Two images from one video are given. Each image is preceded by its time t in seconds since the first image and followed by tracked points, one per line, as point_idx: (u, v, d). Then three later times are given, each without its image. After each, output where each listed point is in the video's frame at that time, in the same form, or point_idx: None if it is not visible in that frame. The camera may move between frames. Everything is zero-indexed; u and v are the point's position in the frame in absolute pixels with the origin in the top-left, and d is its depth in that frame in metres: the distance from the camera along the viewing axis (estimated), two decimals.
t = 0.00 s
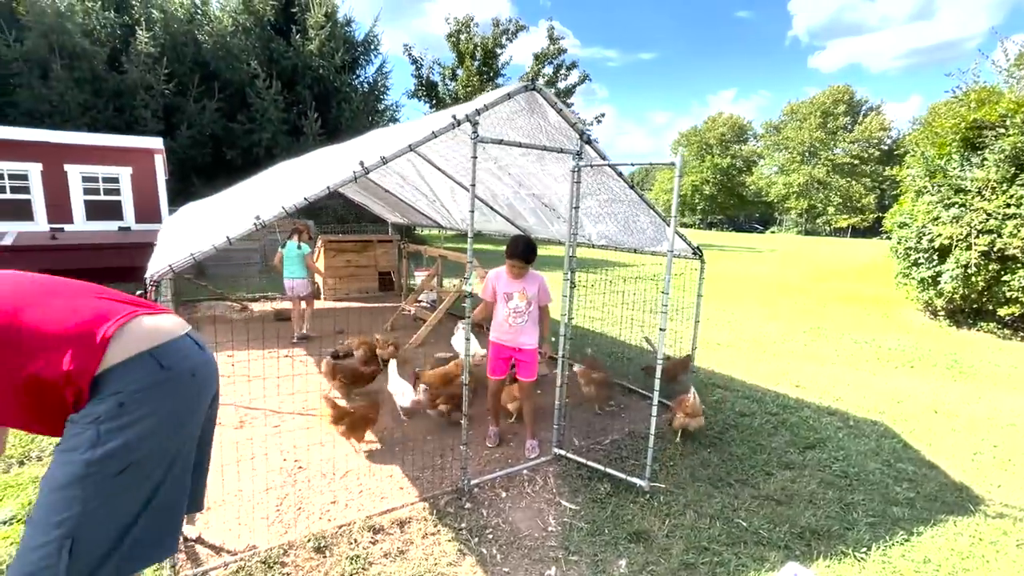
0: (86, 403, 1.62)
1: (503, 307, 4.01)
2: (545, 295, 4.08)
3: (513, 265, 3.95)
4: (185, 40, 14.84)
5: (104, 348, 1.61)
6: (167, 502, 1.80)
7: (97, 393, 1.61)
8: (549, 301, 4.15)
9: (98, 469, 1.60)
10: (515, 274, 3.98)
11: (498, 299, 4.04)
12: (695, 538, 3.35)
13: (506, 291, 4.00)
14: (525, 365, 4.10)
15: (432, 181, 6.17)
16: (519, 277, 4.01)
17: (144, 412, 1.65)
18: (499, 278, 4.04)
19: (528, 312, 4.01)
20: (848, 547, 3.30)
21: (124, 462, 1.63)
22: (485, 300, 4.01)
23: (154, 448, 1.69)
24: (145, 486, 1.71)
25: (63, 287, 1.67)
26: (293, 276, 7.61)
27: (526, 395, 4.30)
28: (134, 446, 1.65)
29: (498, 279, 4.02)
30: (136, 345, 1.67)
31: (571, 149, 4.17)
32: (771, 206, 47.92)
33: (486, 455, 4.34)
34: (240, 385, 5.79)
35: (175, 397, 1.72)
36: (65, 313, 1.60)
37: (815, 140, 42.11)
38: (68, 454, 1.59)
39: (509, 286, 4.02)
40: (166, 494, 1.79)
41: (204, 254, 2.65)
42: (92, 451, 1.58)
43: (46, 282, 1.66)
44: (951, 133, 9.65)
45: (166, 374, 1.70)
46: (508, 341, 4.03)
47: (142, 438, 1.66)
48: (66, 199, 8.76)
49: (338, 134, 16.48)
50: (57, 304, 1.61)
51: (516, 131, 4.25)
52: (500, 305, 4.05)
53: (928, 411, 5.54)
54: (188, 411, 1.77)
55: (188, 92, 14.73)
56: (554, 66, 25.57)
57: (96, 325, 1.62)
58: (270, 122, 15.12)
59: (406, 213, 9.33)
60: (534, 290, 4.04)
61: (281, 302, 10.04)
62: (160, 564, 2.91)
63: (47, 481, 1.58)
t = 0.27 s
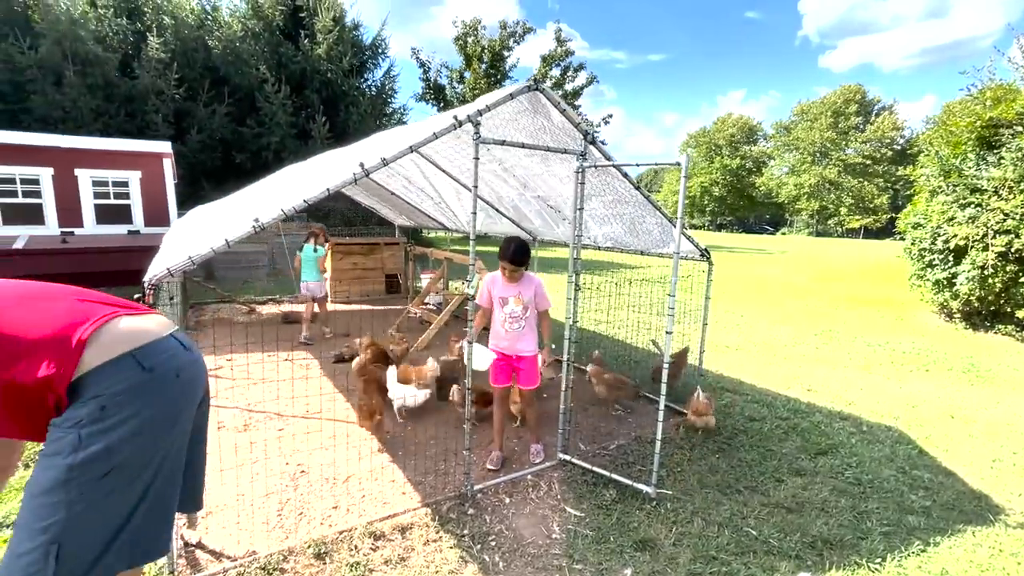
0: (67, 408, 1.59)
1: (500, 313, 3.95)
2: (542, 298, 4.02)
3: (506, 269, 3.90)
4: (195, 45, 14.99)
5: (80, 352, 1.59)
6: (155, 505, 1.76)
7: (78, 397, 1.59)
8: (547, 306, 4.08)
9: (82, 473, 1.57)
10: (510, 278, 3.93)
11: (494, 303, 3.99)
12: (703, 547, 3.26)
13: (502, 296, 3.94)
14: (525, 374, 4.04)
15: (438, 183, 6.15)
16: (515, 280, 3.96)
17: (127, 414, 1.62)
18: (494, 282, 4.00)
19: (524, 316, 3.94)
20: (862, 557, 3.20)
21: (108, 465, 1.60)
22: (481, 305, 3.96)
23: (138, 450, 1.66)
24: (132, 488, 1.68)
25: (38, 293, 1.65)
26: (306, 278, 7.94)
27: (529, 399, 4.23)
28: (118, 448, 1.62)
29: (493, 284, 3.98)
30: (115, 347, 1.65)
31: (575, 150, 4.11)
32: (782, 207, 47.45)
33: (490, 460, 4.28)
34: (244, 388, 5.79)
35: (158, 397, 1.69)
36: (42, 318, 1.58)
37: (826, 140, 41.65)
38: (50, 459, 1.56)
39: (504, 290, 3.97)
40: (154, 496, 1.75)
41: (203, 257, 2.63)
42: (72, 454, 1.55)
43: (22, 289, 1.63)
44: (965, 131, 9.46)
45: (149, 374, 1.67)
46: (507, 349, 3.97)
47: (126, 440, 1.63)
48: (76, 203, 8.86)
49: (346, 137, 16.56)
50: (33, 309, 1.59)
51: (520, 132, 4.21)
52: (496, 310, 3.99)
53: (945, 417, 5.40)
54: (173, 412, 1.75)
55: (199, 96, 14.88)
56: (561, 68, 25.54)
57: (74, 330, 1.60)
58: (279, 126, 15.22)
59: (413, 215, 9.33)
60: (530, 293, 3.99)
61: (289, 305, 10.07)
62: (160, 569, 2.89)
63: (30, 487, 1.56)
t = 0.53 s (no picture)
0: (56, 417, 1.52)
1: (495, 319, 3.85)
2: (535, 301, 3.90)
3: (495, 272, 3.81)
4: (205, 50, 15.11)
5: (68, 360, 1.51)
6: (146, 518, 1.68)
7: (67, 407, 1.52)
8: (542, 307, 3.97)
9: (67, 485, 1.50)
10: (500, 281, 3.83)
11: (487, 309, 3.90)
12: (714, 560, 3.14)
13: (495, 301, 3.85)
14: (528, 378, 3.93)
15: (443, 185, 6.09)
16: (506, 283, 3.85)
17: (116, 424, 1.55)
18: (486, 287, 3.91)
19: (518, 320, 3.84)
20: (881, 572, 3.06)
21: (95, 477, 1.53)
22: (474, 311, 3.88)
23: (127, 461, 1.58)
24: (122, 501, 1.60)
25: (28, 299, 1.58)
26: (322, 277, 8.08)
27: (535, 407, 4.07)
28: (107, 458, 1.54)
29: (485, 289, 3.89)
30: (104, 354, 1.56)
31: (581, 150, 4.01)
32: (794, 208, 46.89)
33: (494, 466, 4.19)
34: (249, 391, 5.76)
35: (150, 405, 1.61)
36: (30, 324, 1.51)
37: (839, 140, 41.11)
38: (37, 470, 1.50)
39: (495, 294, 3.87)
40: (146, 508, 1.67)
41: (198, 260, 2.58)
42: (58, 465, 1.49)
43: (13, 293, 1.57)
44: (984, 129, 9.21)
45: (140, 383, 1.59)
46: (505, 356, 3.86)
47: (115, 451, 1.55)
48: (85, 207, 8.93)
49: (354, 140, 16.60)
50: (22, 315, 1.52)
51: (524, 132, 4.12)
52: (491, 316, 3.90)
53: (966, 423, 5.21)
54: (166, 421, 1.67)
55: (208, 101, 15.00)
56: (569, 70, 25.43)
57: (63, 336, 1.52)
58: (287, 130, 15.29)
59: (419, 217, 9.28)
60: (523, 295, 3.87)
61: (296, 307, 10.08)
62: None
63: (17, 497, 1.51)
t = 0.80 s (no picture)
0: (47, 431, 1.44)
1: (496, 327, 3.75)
2: (541, 307, 3.77)
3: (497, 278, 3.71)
4: (214, 54, 15.21)
5: (67, 370, 1.43)
6: (137, 532, 1.61)
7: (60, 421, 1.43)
8: (549, 313, 3.82)
9: (56, 502, 1.42)
10: (503, 287, 3.72)
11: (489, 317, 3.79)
12: None
13: (497, 308, 3.74)
14: (531, 388, 3.75)
15: (447, 188, 6.01)
16: (510, 288, 3.74)
17: (110, 439, 1.47)
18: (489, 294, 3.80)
19: (520, 328, 3.71)
20: None
21: (85, 492, 1.45)
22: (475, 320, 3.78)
23: (120, 476, 1.51)
24: (113, 515, 1.53)
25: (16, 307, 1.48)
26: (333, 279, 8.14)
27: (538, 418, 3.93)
28: (99, 473, 1.46)
29: (488, 296, 3.79)
30: (103, 365, 1.48)
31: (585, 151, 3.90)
32: (805, 208, 46.31)
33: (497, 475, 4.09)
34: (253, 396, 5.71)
35: (145, 418, 1.53)
36: (20, 334, 1.42)
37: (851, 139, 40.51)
38: (23, 484, 1.42)
39: (498, 301, 3.76)
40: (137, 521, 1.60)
41: (189, 266, 2.52)
42: (47, 481, 1.41)
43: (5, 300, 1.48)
44: (1003, 126, 8.95)
45: (136, 397, 1.51)
46: (506, 365, 3.75)
47: (108, 466, 1.47)
48: (92, 211, 8.99)
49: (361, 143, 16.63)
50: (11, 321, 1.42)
51: (527, 132, 4.03)
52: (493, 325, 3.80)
53: (988, 431, 5.02)
54: (160, 434, 1.59)
55: (217, 105, 15.09)
56: (577, 71, 25.31)
57: (59, 345, 1.44)
58: (295, 133, 15.33)
59: (425, 220, 9.22)
60: (528, 301, 3.75)
61: (302, 310, 10.07)
62: None
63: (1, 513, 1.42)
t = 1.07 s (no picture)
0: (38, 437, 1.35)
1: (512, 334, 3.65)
2: (559, 315, 3.45)
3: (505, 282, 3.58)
4: (229, 57, 15.36)
5: (79, 370, 1.38)
6: (126, 543, 1.54)
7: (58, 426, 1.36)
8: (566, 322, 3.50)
9: (48, 512, 1.34)
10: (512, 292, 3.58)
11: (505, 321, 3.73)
12: None
13: (508, 312, 3.64)
14: (541, 409, 3.55)
15: (454, 188, 5.94)
16: (522, 293, 3.56)
17: (107, 445, 1.40)
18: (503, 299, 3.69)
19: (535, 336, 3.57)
20: None
21: (79, 500, 1.38)
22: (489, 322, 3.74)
23: (115, 484, 1.44)
24: (106, 525, 1.46)
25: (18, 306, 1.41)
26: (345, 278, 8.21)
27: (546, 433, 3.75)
28: (94, 480, 1.39)
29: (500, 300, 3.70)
30: (111, 368, 1.44)
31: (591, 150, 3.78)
32: (823, 208, 45.47)
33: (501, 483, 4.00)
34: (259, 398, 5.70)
35: (141, 425, 1.47)
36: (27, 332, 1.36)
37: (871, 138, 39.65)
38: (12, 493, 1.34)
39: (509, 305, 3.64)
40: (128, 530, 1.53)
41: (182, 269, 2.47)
42: (40, 490, 1.33)
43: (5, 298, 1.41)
44: None
45: (134, 403, 1.45)
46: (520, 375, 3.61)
47: (104, 472, 1.41)
48: (106, 213, 9.10)
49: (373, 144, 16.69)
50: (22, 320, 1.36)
51: (533, 131, 3.93)
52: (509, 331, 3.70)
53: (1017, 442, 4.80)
54: (154, 442, 1.53)
55: (232, 107, 15.25)
56: (589, 71, 25.15)
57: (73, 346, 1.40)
58: (307, 135, 15.42)
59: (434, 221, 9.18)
60: (539, 307, 3.52)
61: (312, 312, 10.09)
62: None
63: None
